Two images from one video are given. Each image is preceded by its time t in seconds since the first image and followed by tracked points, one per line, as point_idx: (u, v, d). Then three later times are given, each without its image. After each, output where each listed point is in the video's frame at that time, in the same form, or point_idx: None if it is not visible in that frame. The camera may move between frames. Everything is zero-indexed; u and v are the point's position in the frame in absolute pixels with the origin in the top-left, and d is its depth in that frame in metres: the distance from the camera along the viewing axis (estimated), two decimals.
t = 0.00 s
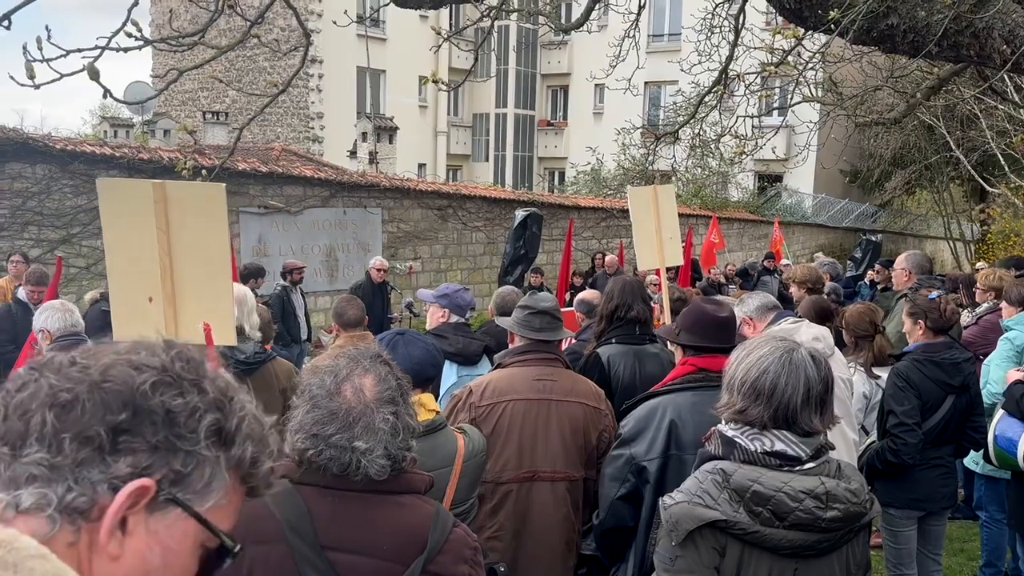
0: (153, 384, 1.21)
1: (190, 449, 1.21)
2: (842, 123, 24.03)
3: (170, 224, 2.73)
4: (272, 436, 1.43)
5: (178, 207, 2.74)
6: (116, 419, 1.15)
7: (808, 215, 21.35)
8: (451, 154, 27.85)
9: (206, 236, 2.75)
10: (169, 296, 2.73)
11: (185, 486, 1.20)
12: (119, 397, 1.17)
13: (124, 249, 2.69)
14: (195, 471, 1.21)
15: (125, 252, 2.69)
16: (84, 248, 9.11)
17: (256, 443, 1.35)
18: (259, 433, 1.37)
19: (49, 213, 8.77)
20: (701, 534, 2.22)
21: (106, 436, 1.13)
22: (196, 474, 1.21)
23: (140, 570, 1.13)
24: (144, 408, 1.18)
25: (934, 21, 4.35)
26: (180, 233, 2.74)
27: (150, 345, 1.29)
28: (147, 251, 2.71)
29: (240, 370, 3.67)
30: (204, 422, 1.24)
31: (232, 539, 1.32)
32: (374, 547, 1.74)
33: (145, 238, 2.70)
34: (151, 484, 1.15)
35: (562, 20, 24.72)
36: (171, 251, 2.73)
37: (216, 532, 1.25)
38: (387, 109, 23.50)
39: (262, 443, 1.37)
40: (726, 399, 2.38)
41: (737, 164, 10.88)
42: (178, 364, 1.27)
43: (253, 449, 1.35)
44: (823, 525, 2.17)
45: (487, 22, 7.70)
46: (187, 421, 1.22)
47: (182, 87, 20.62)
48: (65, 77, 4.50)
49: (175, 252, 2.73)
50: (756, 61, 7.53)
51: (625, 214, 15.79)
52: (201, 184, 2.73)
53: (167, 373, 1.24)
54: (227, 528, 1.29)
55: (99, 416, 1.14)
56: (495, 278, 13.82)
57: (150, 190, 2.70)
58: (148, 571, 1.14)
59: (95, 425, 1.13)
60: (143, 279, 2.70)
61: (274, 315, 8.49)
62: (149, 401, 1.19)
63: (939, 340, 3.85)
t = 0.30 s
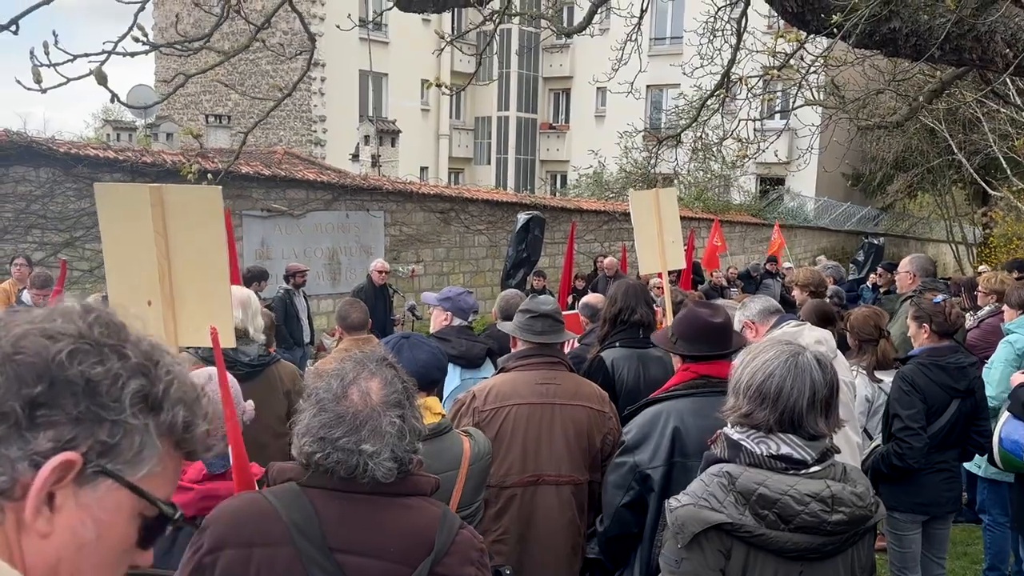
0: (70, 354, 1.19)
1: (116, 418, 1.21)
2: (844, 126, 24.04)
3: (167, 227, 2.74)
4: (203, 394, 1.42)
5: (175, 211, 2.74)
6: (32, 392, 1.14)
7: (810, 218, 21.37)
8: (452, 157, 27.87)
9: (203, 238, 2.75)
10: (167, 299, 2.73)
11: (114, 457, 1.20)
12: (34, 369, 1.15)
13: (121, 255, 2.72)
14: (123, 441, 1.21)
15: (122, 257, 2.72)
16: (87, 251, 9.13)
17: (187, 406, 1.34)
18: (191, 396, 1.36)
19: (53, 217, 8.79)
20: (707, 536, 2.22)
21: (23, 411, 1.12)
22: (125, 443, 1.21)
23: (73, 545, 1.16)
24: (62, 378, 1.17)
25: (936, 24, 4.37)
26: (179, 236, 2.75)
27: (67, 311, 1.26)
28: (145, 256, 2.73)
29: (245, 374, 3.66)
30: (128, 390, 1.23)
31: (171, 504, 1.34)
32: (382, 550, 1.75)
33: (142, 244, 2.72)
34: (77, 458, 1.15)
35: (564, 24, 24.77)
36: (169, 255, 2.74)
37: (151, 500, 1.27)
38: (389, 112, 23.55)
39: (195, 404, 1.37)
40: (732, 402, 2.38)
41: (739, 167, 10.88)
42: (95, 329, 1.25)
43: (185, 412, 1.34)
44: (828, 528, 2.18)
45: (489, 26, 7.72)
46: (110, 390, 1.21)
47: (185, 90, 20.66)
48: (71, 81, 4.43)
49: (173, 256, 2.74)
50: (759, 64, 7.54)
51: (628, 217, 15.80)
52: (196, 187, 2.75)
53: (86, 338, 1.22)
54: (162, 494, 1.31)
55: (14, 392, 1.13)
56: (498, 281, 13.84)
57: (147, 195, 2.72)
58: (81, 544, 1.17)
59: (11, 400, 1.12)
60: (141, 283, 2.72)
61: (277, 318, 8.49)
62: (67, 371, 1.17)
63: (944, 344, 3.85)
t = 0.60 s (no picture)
0: (48, 351, 1.17)
1: (95, 414, 1.19)
2: (846, 131, 24.06)
3: (178, 231, 2.77)
4: (185, 390, 1.41)
5: (185, 215, 2.76)
6: (10, 390, 1.12)
7: (812, 222, 21.40)
8: (454, 162, 27.91)
9: (212, 241, 2.76)
10: (176, 301, 2.77)
11: (94, 454, 1.20)
12: (12, 366, 1.13)
13: (137, 258, 2.80)
14: (103, 438, 1.20)
15: (137, 261, 2.80)
16: (91, 255, 9.17)
17: (167, 400, 1.33)
18: (171, 388, 1.35)
19: (57, 220, 8.84)
20: (716, 538, 2.24)
21: None
22: (104, 440, 1.20)
23: (53, 543, 1.15)
24: (39, 375, 1.15)
25: (938, 30, 4.39)
26: (189, 240, 2.78)
27: (43, 304, 1.23)
28: (157, 259, 2.79)
29: (250, 376, 3.68)
30: (107, 385, 1.22)
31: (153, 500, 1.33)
32: (392, 550, 1.76)
33: (157, 248, 2.79)
34: (56, 456, 1.14)
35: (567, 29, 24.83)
36: (180, 258, 2.78)
37: (133, 495, 1.27)
38: (391, 117, 23.61)
39: (176, 398, 1.35)
40: (740, 405, 2.40)
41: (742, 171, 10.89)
42: (73, 324, 1.22)
43: (166, 407, 1.33)
44: (837, 530, 2.20)
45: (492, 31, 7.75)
46: (88, 386, 1.20)
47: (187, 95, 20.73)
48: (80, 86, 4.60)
49: (184, 259, 2.78)
50: (760, 69, 7.56)
51: (630, 222, 15.82)
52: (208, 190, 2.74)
53: (65, 334, 1.20)
54: (144, 488, 1.31)
55: None
56: (500, 284, 13.86)
57: (159, 199, 2.77)
58: (63, 542, 1.17)
59: None
60: (154, 286, 2.79)
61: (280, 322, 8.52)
62: (44, 368, 1.15)
63: (947, 348, 3.86)
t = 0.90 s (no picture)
0: None
1: (50, 397, 1.17)
2: (848, 136, 24.10)
3: (193, 235, 2.81)
4: (142, 358, 1.37)
5: (200, 219, 2.80)
6: None
7: (814, 227, 21.43)
8: (457, 167, 27.96)
9: (226, 246, 2.80)
10: (190, 304, 2.81)
11: (53, 437, 1.19)
12: None
13: (152, 262, 2.85)
14: (60, 421, 1.19)
15: (152, 263, 2.85)
16: (96, 260, 9.21)
17: (125, 372, 1.30)
18: (128, 357, 1.32)
19: (63, 225, 8.88)
20: (728, 539, 2.27)
21: None
22: (62, 423, 1.19)
23: (19, 529, 1.18)
24: None
25: (941, 35, 4.41)
26: (204, 244, 2.82)
27: None
28: (173, 262, 2.84)
29: (259, 379, 3.73)
30: (60, 364, 1.19)
31: (118, 473, 1.34)
32: (407, 550, 1.79)
33: (170, 253, 2.85)
34: (12, 446, 1.13)
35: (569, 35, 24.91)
36: (195, 261, 2.82)
37: (98, 474, 1.27)
38: (394, 122, 23.68)
39: (134, 369, 1.32)
40: (750, 407, 2.42)
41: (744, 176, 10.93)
42: (15, 302, 1.18)
43: (124, 379, 1.30)
44: (849, 529, 2.23)
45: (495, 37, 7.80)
46: (39, 368, 1.17)
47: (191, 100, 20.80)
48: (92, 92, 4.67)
49: (198, 262, 2.81)
50: (763, 75, 7.60)
51: (632, 227, 15.86)
52: (220, 195, 2.79)
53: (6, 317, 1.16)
54: (108, 466, 1.30)
55: None
56: (503, 289, 13.89)
57: (175, 204, 2.81)
58: (29, 529, 1.19)
59: None
60: (170, 288, 2.84)
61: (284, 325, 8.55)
62: None
63: (953, 352, 3.89)
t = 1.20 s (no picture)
0: None
1: (58, 392, 1.20)
2: (851, 143, 24.16)
3: (200, 238, 2.84)
4: (148, 353, 1.40)
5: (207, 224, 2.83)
6: None
7: (818, 234, 21.46)
8: (460, 173, 28.01)
9: (233, 250, 2.82)
10: (200, 308, 2.84)
11: (62, 431, 1.22)
12: None
13: (160, 267, 2.87)
14: (69, 414, 1.22)
15: (161, 268, 2.88)
16: (102, 266, 9.26)
17: (131, 367, 1.33)
18: (135, 356, 1.35)
19: (69, 231, 8.92)
20: (744, 538, 2.34)
21: None
22: (70, 417, 1.22)
23: (29, 523, 1.20)
24: None
25: (944, 42, 4.45)
26: (211, 247, 2.84)
27: None
28: (181, 267, 2.87)
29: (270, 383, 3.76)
30: (67, 360, 1.22)
31: (127, 467, 1.36)
32: (425, 549, 1.81)
33: (178, 257, 2.87)
34: (22, 439, 1.16)
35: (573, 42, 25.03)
36: (203, 266, 2.84)
37: (107, 467, 1.30)
38: (397, 128, 23.75)
39: (141, 365, 1.36)
40: (766, 409, 2.52)
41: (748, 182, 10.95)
42: (22, 300, 1.22)
43: (131, 374, 1.33)
44: (863, 526, 2.30)
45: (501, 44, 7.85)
46: (47, 363, 1.20)
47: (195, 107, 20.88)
48: (107, 99, 4.66)
49: (207, 266, 2.84)
50: (767, 82, 7.64)
51: (636, 233, 15.89)
52: (226, 199, 2.81)
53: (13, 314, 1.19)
54: (117, 460, 1.33)
55: None
56: (506, 295, 13.92)
57: (181, 209, 2.83)
58: (37, 523, 1.20)
59: None
60: (180, 293, 2.87)
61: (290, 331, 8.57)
62: None
63: (960, 357, 3.91)
